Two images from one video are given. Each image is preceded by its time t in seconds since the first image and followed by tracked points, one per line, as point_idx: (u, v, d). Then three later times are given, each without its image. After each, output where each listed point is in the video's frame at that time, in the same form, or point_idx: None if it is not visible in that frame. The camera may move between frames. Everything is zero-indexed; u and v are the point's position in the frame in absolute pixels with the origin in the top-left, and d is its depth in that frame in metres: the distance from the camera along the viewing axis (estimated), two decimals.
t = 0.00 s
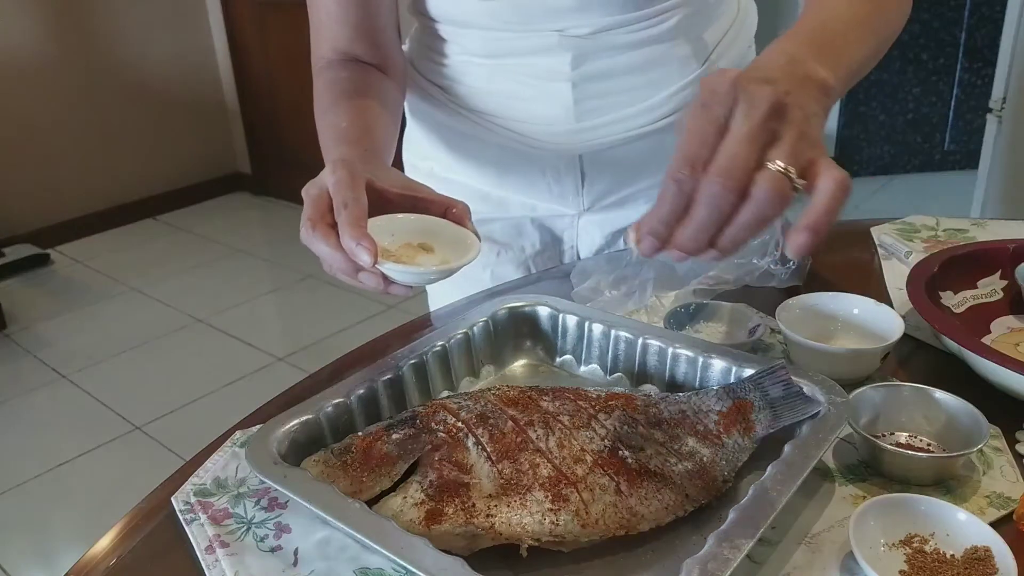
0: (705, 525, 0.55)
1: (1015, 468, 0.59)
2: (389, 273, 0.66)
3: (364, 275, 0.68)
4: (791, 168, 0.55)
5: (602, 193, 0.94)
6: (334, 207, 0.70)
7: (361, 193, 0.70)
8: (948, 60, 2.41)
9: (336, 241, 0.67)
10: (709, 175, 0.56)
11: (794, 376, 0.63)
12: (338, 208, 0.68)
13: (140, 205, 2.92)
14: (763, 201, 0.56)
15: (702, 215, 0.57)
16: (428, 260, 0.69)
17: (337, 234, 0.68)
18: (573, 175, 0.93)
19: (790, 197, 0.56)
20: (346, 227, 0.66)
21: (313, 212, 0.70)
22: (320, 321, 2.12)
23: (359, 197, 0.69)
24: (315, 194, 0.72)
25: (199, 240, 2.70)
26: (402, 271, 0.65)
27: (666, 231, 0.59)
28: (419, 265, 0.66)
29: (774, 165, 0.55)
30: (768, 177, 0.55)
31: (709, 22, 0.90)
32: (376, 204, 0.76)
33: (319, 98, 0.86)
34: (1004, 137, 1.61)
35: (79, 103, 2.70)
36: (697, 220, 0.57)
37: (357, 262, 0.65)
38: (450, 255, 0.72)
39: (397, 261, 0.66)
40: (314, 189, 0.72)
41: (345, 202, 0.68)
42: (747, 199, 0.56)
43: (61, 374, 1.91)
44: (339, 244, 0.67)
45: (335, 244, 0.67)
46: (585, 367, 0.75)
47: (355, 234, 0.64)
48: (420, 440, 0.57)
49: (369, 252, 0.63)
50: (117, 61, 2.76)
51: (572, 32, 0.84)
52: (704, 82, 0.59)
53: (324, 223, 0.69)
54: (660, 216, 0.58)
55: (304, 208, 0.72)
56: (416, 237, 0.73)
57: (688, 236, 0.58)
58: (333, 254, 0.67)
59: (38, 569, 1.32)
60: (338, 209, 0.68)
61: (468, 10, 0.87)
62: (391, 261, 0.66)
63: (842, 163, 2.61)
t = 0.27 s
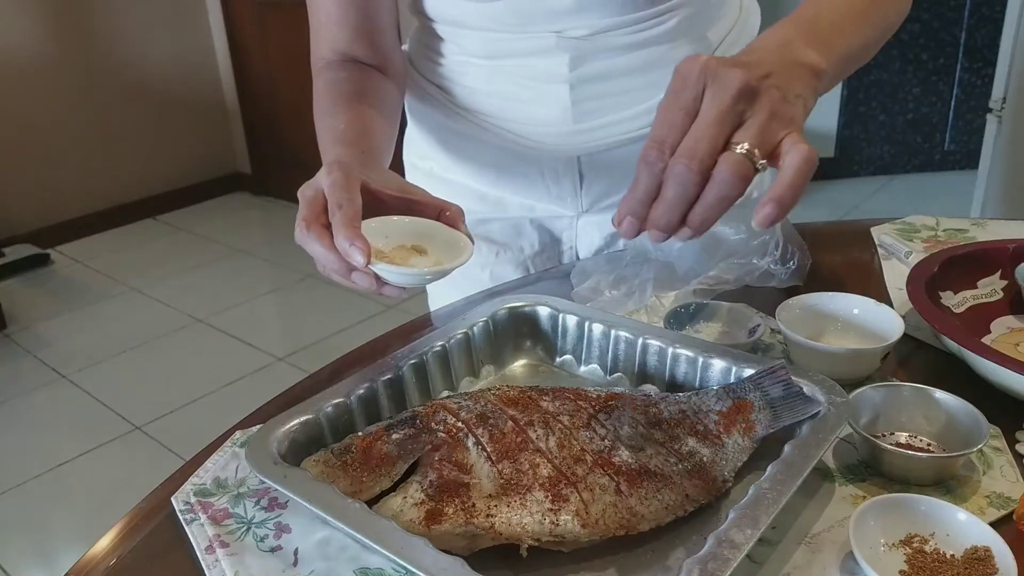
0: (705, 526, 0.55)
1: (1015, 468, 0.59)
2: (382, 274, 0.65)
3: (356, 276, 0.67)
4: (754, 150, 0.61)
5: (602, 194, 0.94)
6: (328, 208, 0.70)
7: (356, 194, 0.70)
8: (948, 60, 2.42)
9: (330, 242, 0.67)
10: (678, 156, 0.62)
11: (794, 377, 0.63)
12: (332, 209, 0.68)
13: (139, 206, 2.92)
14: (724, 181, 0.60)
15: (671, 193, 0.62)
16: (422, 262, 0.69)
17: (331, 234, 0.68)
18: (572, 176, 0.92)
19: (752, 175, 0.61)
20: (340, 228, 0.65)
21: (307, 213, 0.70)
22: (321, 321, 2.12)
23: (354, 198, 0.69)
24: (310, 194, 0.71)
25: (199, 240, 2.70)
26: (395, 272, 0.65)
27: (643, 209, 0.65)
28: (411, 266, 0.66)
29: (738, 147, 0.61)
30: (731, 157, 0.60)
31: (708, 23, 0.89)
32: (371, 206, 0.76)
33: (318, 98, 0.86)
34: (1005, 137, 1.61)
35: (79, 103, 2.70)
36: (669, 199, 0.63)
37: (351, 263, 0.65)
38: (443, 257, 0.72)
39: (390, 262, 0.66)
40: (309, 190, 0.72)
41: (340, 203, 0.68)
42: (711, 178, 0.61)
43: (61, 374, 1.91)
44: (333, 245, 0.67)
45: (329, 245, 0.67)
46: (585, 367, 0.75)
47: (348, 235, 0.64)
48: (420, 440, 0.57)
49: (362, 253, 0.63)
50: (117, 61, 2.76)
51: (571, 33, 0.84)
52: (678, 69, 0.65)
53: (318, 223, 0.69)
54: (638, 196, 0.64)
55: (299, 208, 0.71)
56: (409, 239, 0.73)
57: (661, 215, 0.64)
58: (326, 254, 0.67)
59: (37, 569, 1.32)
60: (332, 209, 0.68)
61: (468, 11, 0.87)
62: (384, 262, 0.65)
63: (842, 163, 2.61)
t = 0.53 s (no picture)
0: (704, 526, 0.55)
1: (1015, 468, 0.59)
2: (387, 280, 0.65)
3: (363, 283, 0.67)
4: (754, 163, 0.62)
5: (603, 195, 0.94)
6: (333, 215, 0.70)
7: (360, 201, 0.70)
8: (948, 60, 2.42)
9: (334, 249, 0.67)
10: (680, 168, 0.63)
11: (794, 377, 0.63)
12: (337, 215, 0.67)
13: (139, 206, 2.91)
14: (726, 194, 0.62)
15: (671, 205, 0.64)
16: (426, 268, 0.69)
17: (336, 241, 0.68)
18: (572, 177, 0.92)
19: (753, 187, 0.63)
20: (344, 234, 0.65)
21: (312, 220, 0.70)
22: (321, 321, 2.12)
23: (359, 205, 0.69)
24: (314, 202, 0.71)
25: (199, 240, 2.70)
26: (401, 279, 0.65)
27: (646, 220, 0.67)
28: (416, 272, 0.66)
29: (739, 161, 0.63)
30: (731, 170, 0.62)
31: (709, 25, 0.89)
32: (375, 213, 0.76)
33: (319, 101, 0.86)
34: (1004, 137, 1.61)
35: (79, 103, 2.70)
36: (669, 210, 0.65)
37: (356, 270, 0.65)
38: (446, 263, 0.72)
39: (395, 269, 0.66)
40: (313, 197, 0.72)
41: (345, 210, 0.68)
42: (713, 191, 0.63)
43: (61, 374, 1.91)
44: (338, 252, 0.67)
45: (334, 251, 0.67)
46: (585, 367, 0.75)
47: (354, 241, 0.64)
48: (420, 440, 0.57)
49: (367, 259, 0.63)
50: (117, 61, 2.76)
51: (571, 34, 0.84)
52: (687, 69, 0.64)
53: (323, 231, 0.69)
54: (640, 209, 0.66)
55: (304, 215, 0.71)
56: (414, 245, 0.73)
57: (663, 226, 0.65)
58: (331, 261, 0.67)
59: (37, 569, 1.32)
60: (337, 217, 0.68)
61: (469, 12, 0.87)
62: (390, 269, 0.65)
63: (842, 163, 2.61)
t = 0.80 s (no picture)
0: (704, 526, 0.55)
1: (1015, 468, 0.59)
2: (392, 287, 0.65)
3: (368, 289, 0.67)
4: (744, 194, 0.57)
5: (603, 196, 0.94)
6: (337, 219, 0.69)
7: (364, 206, 0.70)
8: (948, 60, 2.42)
9: (340, 254, 0.67)
10: (661, 196, 0.58)
11: (793, 377, 0.63)
12: (341, 220, 0.67)
13: (139, 205, 2.91)
14: (715, 227, 0.57)
15: (653, 236, 0.58)
16: (430, 273, 0.69)
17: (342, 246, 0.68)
18: (572, 177, 0.92)
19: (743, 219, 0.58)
20: (350, 239, 0.65)
21: (316, 225, 0.69)
22: (321, 321, 2.12)
23: (363, 209, 0.69)
24: (318, 206, 0.71)
25: (199, 240, 2.70)
26: (405, 285, 0.65)
27: (623, 255, 0.60)
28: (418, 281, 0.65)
29: (727, 191, 0.58)
30: (720, 202, 0.57)
31: (709, 25, 0.89)
32: (378, 216, 0.76)
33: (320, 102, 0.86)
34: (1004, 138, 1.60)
35: (79, 103, 2.70)
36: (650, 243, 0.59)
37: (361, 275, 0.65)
38: (451, 268, 0.72)
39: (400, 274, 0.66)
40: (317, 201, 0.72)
41: (349, 214, 0.68)
42: (700, 224, 0.58)
43: (61, 374, 1.91)
44: (343, 257, 0.67)
45: (340, 257, 0.67)
46: (585, 367, 0.75)
47: (359, 247, 0.64)
48: (420, 440, 0.57)
49: (373, 266, 0.63)
50: (117, 61, 2.76)
51: (570, 34, 0.84)
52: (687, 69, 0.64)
53: (328, 235, 0.69)
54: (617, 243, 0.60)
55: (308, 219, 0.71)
56: (419, 248, 0.73)
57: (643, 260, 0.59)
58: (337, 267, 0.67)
59: (38, 569, 1.32)
60: (341, 221, 0.67)
61: (468, 12, 0.87)
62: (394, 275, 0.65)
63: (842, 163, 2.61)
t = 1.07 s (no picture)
0: (704, 526, 0.55)
1: (1014, 468, 0.59)
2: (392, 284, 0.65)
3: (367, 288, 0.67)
4: (678, 210, 0.56)
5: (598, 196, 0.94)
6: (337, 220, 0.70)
7: (365, 206, 0.70)
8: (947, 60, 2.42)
9: (339, 253, 0.67)
10: (601, 215, 0.58)
11: (793, 376, 0.63)
12: (342, 219, 0.67)
13: (139, 205, 2.91)
14: (647, 242, 0.57)
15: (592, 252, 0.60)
16: (430, 273, 0.69)
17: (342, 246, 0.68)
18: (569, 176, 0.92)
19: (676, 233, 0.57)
20: (349, 238, 0.65)
21: (316, 225, 0.70)
22: (321, 321, 2.12)
23: (362, 209, 0.69)
24: (317, 207, 0.71)
25: (199, 240, 2.70)
26: (405, 284, 0.64)
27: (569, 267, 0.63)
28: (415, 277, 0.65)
29: (663, 206, 0.56)
30: (653, 219, 0.57)
31: (707, 24, 0.89)
32: (379, 216, 0.76)
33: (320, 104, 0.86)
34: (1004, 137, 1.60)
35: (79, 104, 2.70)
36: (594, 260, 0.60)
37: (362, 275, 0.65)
38: (452, 267, 0.72)
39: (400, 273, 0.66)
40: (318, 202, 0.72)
41: (350, 213, 0.68)
42: (634, 238, 0.58)
43: (61, 374, 1.91)
44: (343, 256, 0.67)
45: (340, 256, 0.67)
46: (585, 367, 0.75)
47: (360, 245, 0.63)
48: (420, 440, 0.57)
49: (372, 262, 0.62)
50: (116, 61, 2.76)
51: (568, 35, 0.84)
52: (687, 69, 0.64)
53: (328, 236, 0.69)
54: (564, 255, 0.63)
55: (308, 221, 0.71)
56: (419, 248, 0.73)
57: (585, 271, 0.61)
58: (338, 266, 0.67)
59: (38, 569, 1.32)
60: (341, 221, 0.67)
61: (466, 12, 0.87)
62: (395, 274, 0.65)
63: (842, 163, 2.61)
